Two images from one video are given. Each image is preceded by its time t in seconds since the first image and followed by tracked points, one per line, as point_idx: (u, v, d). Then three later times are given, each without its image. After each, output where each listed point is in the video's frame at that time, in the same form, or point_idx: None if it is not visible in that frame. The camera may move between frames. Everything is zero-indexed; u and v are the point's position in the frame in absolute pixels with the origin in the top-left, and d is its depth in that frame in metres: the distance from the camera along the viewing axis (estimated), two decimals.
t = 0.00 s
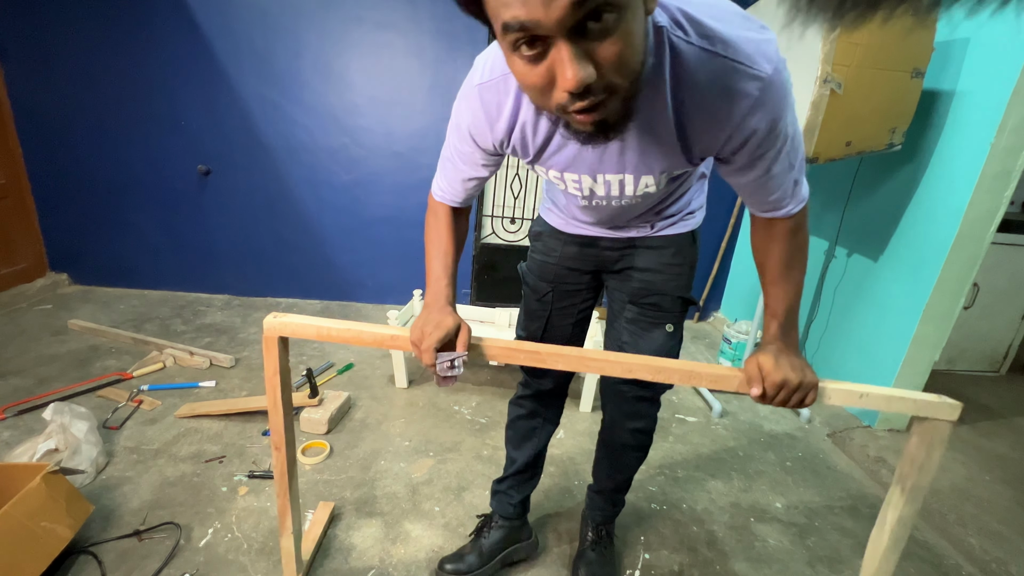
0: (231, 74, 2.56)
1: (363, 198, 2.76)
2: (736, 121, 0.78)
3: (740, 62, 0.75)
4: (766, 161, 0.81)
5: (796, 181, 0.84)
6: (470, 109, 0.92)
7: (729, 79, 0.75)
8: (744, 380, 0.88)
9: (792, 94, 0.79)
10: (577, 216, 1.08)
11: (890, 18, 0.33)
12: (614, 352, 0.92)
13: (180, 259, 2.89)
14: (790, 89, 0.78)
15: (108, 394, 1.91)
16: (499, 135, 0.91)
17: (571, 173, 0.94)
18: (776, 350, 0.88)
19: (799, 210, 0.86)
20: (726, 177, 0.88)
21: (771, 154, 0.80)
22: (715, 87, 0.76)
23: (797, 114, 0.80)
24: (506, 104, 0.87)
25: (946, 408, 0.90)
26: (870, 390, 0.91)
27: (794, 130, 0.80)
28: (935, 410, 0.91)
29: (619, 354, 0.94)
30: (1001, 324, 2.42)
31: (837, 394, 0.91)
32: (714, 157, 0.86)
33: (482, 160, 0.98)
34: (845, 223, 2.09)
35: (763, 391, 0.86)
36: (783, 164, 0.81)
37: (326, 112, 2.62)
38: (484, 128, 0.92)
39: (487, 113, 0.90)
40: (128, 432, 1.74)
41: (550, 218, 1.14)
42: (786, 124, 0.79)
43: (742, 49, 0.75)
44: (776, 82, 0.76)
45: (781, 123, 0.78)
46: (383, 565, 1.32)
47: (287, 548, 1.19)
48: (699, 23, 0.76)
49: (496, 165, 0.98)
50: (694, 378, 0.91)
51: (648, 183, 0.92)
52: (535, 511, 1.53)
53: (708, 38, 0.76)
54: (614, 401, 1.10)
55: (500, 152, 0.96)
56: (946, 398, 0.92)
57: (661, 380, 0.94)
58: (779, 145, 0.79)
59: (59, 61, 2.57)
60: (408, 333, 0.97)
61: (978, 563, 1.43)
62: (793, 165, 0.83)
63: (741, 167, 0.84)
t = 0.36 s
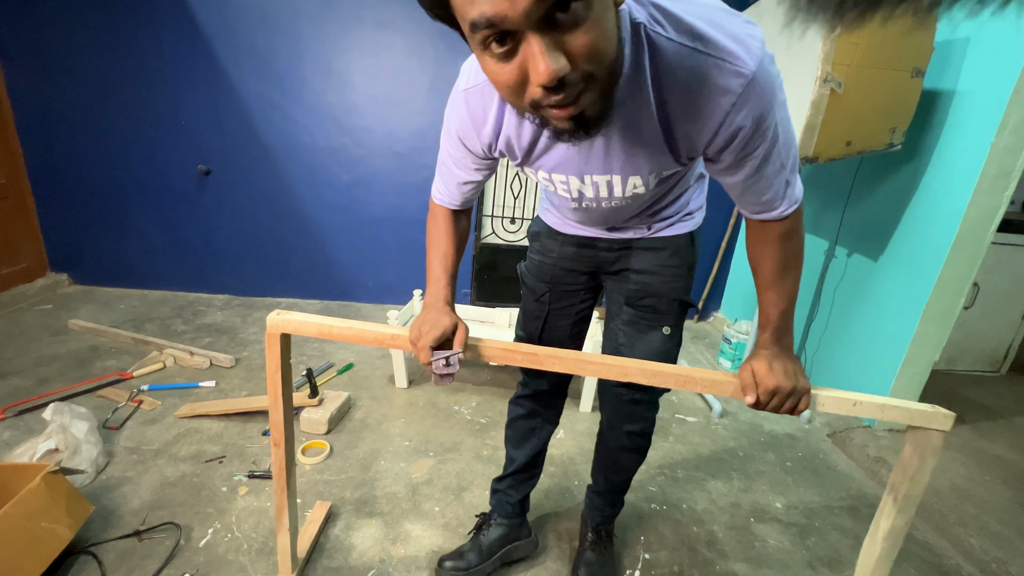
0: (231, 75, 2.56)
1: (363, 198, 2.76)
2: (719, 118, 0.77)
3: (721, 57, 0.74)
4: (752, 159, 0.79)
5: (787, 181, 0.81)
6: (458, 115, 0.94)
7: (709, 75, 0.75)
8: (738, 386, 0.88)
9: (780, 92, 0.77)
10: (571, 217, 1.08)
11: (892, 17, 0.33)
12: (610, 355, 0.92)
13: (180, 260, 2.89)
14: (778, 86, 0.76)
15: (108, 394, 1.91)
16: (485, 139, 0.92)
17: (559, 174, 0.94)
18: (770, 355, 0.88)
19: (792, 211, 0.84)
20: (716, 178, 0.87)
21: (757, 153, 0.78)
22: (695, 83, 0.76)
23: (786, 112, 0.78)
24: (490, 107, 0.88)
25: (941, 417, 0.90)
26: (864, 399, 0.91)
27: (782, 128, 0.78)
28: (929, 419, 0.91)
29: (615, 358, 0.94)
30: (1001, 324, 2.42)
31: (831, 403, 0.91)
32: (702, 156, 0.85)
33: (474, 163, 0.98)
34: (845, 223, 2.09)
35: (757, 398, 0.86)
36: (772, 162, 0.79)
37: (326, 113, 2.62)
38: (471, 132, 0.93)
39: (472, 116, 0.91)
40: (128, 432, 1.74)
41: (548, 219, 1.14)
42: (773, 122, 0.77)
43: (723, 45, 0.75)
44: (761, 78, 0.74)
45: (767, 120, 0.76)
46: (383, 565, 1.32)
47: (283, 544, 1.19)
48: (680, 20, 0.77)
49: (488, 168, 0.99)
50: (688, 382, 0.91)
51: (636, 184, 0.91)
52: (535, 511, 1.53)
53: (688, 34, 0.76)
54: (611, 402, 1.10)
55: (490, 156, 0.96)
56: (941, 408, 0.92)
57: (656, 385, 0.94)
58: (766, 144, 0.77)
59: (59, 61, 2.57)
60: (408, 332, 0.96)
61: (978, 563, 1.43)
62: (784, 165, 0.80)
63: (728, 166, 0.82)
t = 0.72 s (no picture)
0: (232, 75, 2.56)
1: (363, 198, 2.76)
2: (716, 124, 0.77)
3: (718, 64, 0.74)
4: (750, 165, 0.79)
5: (785, 187, 0.81)
6: (459, 121, 0.93)
7: (705, 83, 0.75)
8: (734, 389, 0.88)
9: (778, 97, 0.76)
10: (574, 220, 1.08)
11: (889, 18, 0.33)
12: (607, 360, 0.92)
13: (180, 259, 2.89)
14: (775, 90, 0.76)
15: (108, 394, 1.91)
16: (485, 145, 0.92)
17: (559, 180, 0.94)
18: (767, 359, 0.88)
19: (790, 217, 0.84)
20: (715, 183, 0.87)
21: (755, 159, 0.78)
22: (691, 90, 0.76)
23: (784, 117, 0.78)
24: (490, 114, 0.88)
25: (936, 421, 0.90)
26: (858, 403, 0.91)
27: (780, 133, 0.78)
28: (923, 423, 0.90)
29: (613, 362, 0.94)
30: (1001, 325, 2.42)
31: (824, 406, 0.91)
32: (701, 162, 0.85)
33: (476, 169, 0.98)
34: (845, 224, 2.09)
35: (753, 402, 0.86)
36: (769, 168, 0.79)
37: (327, 113, 2.62)
38: (472, 138, 0.93)
39: (472, 122, 0.91)
40: (128, 432, 1.74)
41: (549, 220, 1.14)
42: (771, 128, 0.76)
43: (719, 51, 0.75)
44: (758, 84, 0.74)
45: (764, 126, 0.76)
46: (383, 565, 1.32)
47: (281, 545, 1.19)
48: (676, 27, 0.77)
49: (490, 173, 0.99)
50: (686, 387, 0.91)
51: (635, 190, 0.91)
52: (535, 511, 1.53)
53: (684, 41, 0.76)
54: (611, 402, 1.10)
55: (491, 162, 0.96)
56: (936, 411, 0.91)
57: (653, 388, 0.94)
58: (765, 150, 0.77)
59: (59, 61, 2.57)
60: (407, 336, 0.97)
61: (978, 563, 1.43)
62: (782, 170, 0.80)
63: (726, 171, 0.82)
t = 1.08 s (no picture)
0: (232, 75, 2.56)
1: (363, 197, 2.76)
2: (723, 127, 0.76)
3: (725, 67, 0.73)
4: (757, 166, 0.79)
5: (793, 186, 0.81)
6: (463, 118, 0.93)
7: (712, 86, 0.74)
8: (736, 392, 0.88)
9: (785, 98, 0.76)
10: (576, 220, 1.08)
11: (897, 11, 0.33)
12: (609, 362, 0.92)
13: (180, 259, 2.89)
14: (782, 91, 0.76)
15: (108, 394, 1.91)
16: (488, 145, 0.92)
17: (558, 183, 0.95)
18: (768, 363, 0.88)
19: (797, 217, 0.84)
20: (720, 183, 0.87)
21: (762, 160, 0.78)
22: (697, 93, 0.75)
23: (791, 117, 0.78)
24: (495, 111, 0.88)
25: (938, 422, 0.90)
26: (861, 405, 0.91)
27: (788, 134, 0.78)
28: (926, 425, 0.91)
29: (614, 364, 0.94)
30: (1001, 324, 2.42)
31: (826, 408, 0.91)
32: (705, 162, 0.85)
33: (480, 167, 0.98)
34: (845, 224, 2.09)
35: (755, 406, 0.86)
36: (776, 169, 0.79)
37: (326, 112, 2.62)
38: (475, 136, 0.92)
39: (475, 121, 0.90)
40: (128, 432, 1.74)
41: (552, 220, 1.14)
42: (778, 129, 0.76)
43: (726, 53, 0.74)
44: (766, 85, 0.73)
45: (772, 128, 0.75)
46: (383, 565, 1.32)
47: (281, 545, 1.19)
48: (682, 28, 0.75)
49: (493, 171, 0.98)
50: (687, 389, 0.91)
51: (637, 188, 0.91)
52: (535, 511, 1.53)
53: (691, 43, 0.75)
54: (613, 404, 1.10)
55: (494, 160, 0.96)
56: (937, 413, 0.92)
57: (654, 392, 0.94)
58: (771, 150, 0.77)
59: (59, 61, 2.57)
60: (407, 339, 0.97)
61: (978, 563, 1.43)
62: (789, 170, 0.80)
63: (732, 172, 0.82)
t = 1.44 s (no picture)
0: (232, 75, 2.56)
1: (363, 197, 2.76)
2: (730, 109, 0.75)
3: (732, 48, 0.73)
4: (762, 152, 0.77)
5: (800, 179, 0.79)
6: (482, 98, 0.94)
7: (717, 66, 0.74)
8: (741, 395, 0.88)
9: (795, 84, 0.74)
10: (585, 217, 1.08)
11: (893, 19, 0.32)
12: (614, 363, 0.92)
13: (180, 259, 2.89)
14: (793, 77, 0.74)
15: (108, 394, 1.91)
16: (500, 126, 0.92)
17: (565, 166, 0.94)
18: (775, 367, 0.88)
19: (804, 214, 0.82)
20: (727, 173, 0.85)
21: (768, 145, 0.76)
22: (703, 74, 0.74)
23: (801, 105, 0.76)
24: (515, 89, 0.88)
25: (943, 423, 0.90)
26: (867, 406, 0.91)
27: (797, 122, 0.76)
28: (931, 426, 0.90)
29: (619, 364, 0.94)
30: (1002, 325, 2.42)
31: (832, 410, 0.91)
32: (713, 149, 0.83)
33: (495, 151, 0.98)
34: (845, 224, 2.09)
35: (761, 409, 0.86)
36: (783, 156, 0.77)
37: (326, 112, 2.62)
38: (492, 116, 0.93)
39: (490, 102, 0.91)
40: (128, 432, 1.74)
41: (561, 218, 1.15)
42: (787, 114, 0.74)
43: (733, 35, 0.73)
44: (774, 69, 0.72)
45: (780, 112, 0.74)
46: (383, 565, 1.32)
47: (281, 546, 1.19)
48: (691, 11, 0.76)
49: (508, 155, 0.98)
50: (691, 390, 0.91)
51: (642, 175, 0.90)
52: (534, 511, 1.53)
53: (698, 25, 0.75)
54: (618, 407, 1.10)
55: (507, 144, 0.96)
56: (943, 413, 0.92)
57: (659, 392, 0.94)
58: (779, 136, 0.75)
59: (59, 61, 2.57)
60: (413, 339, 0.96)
61: (978, 563, 1.43)
62: (797, 160, 0.78)
63: (738, 159, 0.80)
